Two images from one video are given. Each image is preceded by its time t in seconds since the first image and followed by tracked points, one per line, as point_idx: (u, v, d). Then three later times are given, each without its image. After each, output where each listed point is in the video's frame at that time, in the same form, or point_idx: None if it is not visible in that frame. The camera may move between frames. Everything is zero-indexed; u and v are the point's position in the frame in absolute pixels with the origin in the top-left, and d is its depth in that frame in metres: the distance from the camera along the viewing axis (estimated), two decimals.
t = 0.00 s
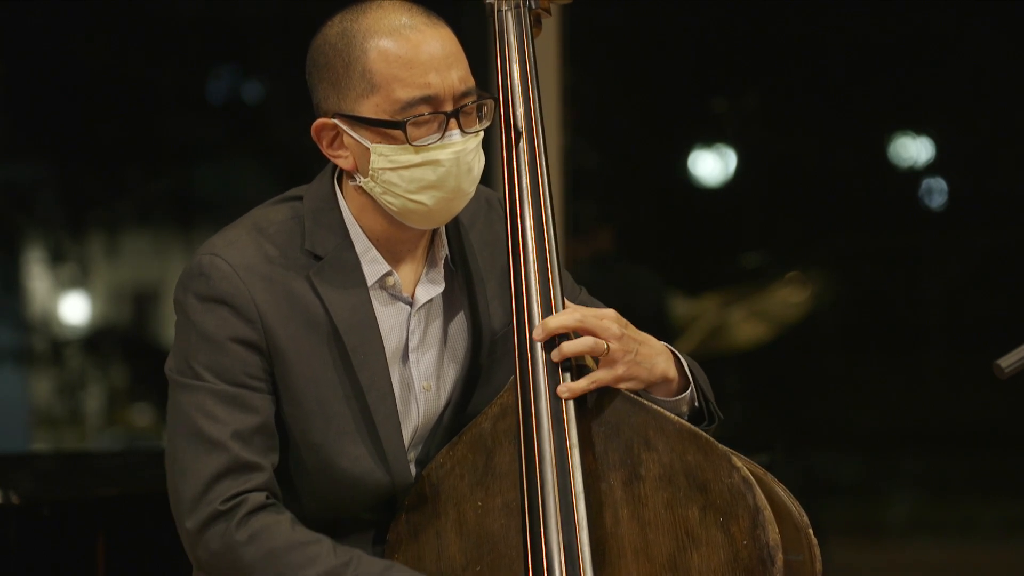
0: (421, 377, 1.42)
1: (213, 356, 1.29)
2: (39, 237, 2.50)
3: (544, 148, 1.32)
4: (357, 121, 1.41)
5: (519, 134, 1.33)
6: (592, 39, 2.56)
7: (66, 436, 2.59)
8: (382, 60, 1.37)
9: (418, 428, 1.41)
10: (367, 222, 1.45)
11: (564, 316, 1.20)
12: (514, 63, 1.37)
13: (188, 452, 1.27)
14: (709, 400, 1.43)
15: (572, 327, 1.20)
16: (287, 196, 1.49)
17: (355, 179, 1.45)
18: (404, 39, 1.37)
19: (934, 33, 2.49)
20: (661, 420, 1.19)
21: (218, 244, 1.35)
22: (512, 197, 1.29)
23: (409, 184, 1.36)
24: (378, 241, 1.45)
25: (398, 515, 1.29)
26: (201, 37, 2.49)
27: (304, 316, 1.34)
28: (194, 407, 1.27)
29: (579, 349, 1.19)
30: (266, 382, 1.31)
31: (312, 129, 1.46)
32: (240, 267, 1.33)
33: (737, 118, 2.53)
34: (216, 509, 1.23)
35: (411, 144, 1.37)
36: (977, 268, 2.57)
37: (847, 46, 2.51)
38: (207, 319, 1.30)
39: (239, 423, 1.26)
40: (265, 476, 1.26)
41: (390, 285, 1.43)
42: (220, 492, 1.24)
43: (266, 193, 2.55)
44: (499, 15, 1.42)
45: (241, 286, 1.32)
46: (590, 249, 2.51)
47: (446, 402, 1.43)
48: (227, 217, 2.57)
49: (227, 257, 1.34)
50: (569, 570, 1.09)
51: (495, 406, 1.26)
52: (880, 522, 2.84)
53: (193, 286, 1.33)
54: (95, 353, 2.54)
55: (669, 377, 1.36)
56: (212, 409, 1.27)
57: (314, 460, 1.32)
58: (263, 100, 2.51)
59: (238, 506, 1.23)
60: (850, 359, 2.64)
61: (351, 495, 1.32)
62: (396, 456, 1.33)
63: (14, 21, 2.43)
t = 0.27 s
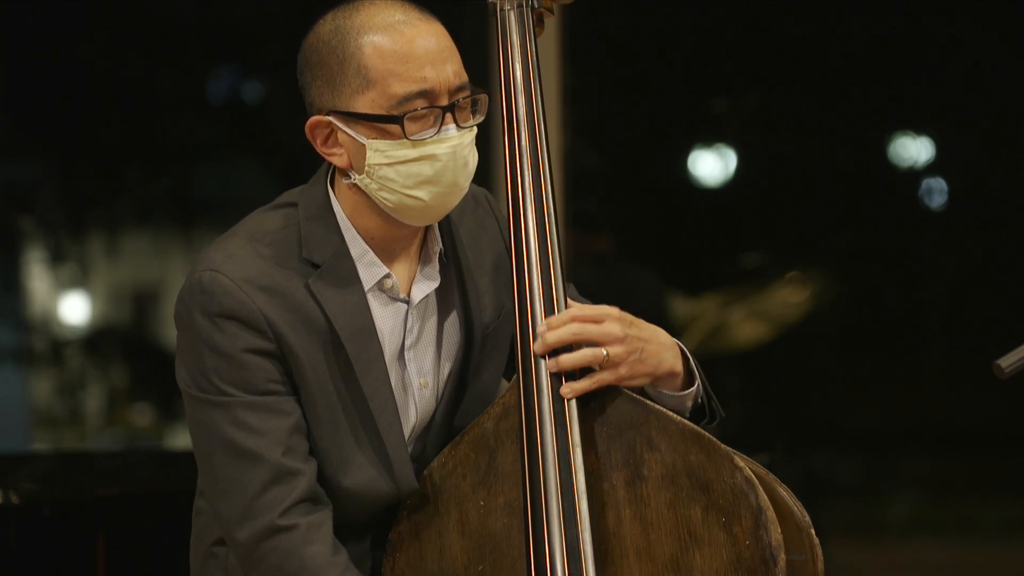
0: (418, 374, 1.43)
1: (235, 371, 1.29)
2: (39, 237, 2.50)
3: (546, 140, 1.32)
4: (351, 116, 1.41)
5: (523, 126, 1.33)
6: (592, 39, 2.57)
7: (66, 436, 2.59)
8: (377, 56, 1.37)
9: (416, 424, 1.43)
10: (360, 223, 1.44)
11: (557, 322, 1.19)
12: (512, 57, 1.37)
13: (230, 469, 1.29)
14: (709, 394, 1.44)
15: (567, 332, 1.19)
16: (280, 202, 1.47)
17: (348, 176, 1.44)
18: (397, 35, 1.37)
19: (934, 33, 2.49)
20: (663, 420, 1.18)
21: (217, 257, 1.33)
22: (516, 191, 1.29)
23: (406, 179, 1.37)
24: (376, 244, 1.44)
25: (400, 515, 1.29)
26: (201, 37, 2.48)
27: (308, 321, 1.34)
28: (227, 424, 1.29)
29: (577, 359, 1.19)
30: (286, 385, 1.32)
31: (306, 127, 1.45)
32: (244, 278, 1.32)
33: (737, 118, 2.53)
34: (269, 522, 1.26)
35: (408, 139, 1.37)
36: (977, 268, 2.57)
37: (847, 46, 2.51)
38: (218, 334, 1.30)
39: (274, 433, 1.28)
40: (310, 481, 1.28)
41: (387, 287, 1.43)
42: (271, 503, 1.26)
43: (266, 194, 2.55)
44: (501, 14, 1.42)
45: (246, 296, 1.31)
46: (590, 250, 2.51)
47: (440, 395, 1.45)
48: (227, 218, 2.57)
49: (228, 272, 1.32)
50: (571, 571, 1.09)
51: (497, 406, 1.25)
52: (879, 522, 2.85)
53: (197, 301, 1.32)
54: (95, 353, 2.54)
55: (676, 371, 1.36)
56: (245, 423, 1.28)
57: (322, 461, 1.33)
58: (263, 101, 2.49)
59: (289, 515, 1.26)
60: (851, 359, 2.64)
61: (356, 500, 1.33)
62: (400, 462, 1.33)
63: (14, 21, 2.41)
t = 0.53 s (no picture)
0: (413, 374, 1.43)
1: (217, 363, 1.29)
2: (39, 236, 2.50)
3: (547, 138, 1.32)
4: (343, 119, 1.41)
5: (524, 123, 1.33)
6: (592, 39, 2.57)
7: (66, 436, 2.59)
8: (368, 57, 1.37)
9: (411, 425, 1.42)
10: (355, 223, 1.44)
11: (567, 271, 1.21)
12: (511, 59, 1.37)
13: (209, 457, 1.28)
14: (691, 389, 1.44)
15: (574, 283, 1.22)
16: (275, 200, 1.48)
17: (343, 178, 1.44)
18: (388, 36, 1.36)
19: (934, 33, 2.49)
20: (664, 420, 1.18)
21: (207, 253, 1.34)
22: (517, 186, 1.29)
23: (400, 181, 1.37)
24: (370, 242, 1.45)
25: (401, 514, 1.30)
26: (201, 37, 2.48)
27: (298, 318, 1.34)
28: (206, 414, 1.28)
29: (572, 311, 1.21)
30: (270, 382, 1.31)
31: (300, 129, 1.45)
32: (232, 274, 1.33)
33: (737, 118, 2.53)
34: (242, 506, 1.24)
35: (400, 141, 1.37)
36: (977, 268, 2.57)
37: (847, 46, 2.51)
38: (204, 327, 1.30)
39: (252, 423, 1.27)
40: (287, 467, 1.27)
41: (381, 285, 1.43)
42: (245, 489, 1.25)
43: (265, 194, 2.54)
44: (503, 13, 1.42)
45: (233, 291, 1.31)
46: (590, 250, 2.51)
47: (438, 399, 1.44)
48: (227, 218, 2.57)
49: (217, 266, 1.33)
50: (571, 571, 1.09)
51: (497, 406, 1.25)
52: (879, 522, 2.83)
53: (186, 295, 1.33)
54: (95, 353, 2.54)
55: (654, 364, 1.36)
56: (224, 413, 1.27)
57: (315, 462, 1.32)
58: (263, 100, 2.50)
59: (263, 500, 1.24)
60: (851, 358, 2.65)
61: (355, 494, 1.32)
62: (393, 458, 1.34)
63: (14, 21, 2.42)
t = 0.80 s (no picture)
0: (413, 374, 1.42)
1: (204, 371, 1.29)
2: (39, 236, 2.50)
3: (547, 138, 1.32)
4: (341, 116, 1.41)
5: (522, 121, 1.33)
6: (592, 40, 2.57)
7: (66, 436, 2.58)
8: (367, 54, 1.37)
9: (410, 426, 1.42)
10: (353, 222, 1.44)
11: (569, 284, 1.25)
12: (511, 58, 1.37)
13: (189, 467, 1.29)
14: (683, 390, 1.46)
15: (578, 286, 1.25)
16: (274, 200, 1.48)
17: (340, 176, 1.45)
18: (387, 34, 1.36)
19: (934, 33, 2.49)
20: (664, 420, 1.18)
21: (202, 254, 1.34)
22: (514, 184, 1.30)
23: (396, 178, 1.36)
24: (368, 242, 1.44)
25: (398, 514, 1.30)
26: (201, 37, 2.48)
27: (290, 324, 1.34)
28: (189, 423, 1.28)
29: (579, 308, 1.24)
30: (257, 391, 1.32)
31: (298, 125, 1.45)
32: (225, 277, 1.33)
33: (737, 118, 2.53)
34: (214, 524, 1.25)
35: (398, 138, 1.37)
36: (977, 268, 2.57)
37: (846, 46, 2.51)
38: (195, 333, 1.30)
39: (233, 436, 1.27)
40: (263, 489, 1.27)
41: (378, 285, 1.43)
42: (219, 506, 1.26)
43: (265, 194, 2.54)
44: (501, 13, 1.41)
45: (224, 297, 1.31)
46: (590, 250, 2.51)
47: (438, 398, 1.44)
48: (227, 218, 2.56)
49: (211, 269, 1.33)
50: (570, 569, 1.09)
51: (496, 407, 1.25)
52: (879, 522, 2.84)
53: (179, 297, 1.33)
54: (94, 353, 2.54)
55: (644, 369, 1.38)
56: (206, 424, 1.28)
57: (307, 466, 1.32)
58: (263, 100, 2.49)
59: (236, 518, 1.25)
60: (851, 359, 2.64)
61: (339, 505, 1.32)
62: (389, 460, 1.33)
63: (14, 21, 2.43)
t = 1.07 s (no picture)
0: (408, 373, 1.43)
1: (213, 365, 1.30)
2: (39, 236, 2.49)
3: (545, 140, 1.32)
4: (339, 119, 1.41)
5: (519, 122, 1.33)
6: (592, 40, 2.57)
7: (66, 436, 2.59)
8: (364, 57, 1.37)
9: (405, 423, 1.43)
10: (348, 222, 1.45)
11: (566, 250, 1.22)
12: (509, 61, 1.37)
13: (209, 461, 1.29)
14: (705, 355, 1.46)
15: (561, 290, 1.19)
16: (267, 201, 1.47)
17: (337, 179, 1.44)
18: (384, 37, 1.37)
19: (934, 33, 2.50)
20: (662, 420, 1.18)
21: (199, 253, 1.34)
22: (513, 186, 1.30)
23: (393, 181, 1.37)
24: (362, 240, 1.45)
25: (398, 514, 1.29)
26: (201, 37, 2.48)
27: (290, 318, 1.34)
28: (205, 417, 1.29)
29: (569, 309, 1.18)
30: (267, 383, 1.33)
31: (295, 129, 1.45)
32: (225, 274, 1.33)
33: (737, 118, 2.53)
34: (245, 509, 1.25)
35: (395, 141, 1.37)
36: (977, 268, 2.57)
37: (847, 46, 2.51)
38: (201, 330, 1.31)
39: (251, 425, 1.28)
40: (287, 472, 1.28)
41: (373, 284, 1.43)
42: (247, 492, 1.26)
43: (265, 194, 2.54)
44: (500, 13, 1.41)
45: (228, 292, 1.31)
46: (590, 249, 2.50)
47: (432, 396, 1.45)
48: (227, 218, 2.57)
49: (209, 267, 1.33)
50: (570, 570, 1.09)
51: (495, 407, 1.25)
52: (879, 522, 2.83)
53: (179, 297, 1.33)
54: (95, 353, 2.54)
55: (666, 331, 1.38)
56: (222, 416, 1.28)
57: (308, 459, 1.33)
58: (263, 100, 2.50)
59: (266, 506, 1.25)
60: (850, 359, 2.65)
61: (342, 501, 1.33)
62: (385, 456, 1.34)
63: (14, 21, 2.44)
